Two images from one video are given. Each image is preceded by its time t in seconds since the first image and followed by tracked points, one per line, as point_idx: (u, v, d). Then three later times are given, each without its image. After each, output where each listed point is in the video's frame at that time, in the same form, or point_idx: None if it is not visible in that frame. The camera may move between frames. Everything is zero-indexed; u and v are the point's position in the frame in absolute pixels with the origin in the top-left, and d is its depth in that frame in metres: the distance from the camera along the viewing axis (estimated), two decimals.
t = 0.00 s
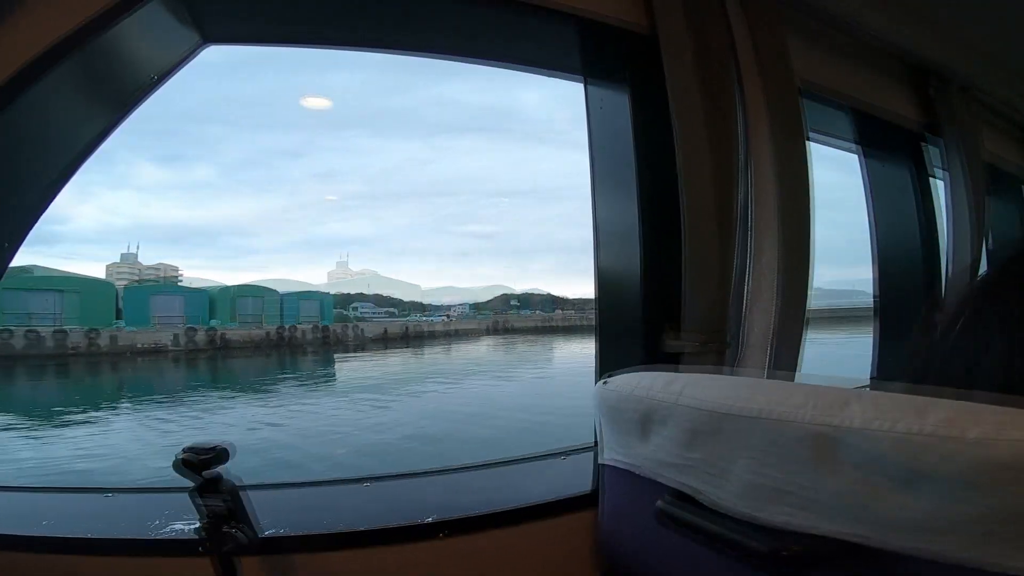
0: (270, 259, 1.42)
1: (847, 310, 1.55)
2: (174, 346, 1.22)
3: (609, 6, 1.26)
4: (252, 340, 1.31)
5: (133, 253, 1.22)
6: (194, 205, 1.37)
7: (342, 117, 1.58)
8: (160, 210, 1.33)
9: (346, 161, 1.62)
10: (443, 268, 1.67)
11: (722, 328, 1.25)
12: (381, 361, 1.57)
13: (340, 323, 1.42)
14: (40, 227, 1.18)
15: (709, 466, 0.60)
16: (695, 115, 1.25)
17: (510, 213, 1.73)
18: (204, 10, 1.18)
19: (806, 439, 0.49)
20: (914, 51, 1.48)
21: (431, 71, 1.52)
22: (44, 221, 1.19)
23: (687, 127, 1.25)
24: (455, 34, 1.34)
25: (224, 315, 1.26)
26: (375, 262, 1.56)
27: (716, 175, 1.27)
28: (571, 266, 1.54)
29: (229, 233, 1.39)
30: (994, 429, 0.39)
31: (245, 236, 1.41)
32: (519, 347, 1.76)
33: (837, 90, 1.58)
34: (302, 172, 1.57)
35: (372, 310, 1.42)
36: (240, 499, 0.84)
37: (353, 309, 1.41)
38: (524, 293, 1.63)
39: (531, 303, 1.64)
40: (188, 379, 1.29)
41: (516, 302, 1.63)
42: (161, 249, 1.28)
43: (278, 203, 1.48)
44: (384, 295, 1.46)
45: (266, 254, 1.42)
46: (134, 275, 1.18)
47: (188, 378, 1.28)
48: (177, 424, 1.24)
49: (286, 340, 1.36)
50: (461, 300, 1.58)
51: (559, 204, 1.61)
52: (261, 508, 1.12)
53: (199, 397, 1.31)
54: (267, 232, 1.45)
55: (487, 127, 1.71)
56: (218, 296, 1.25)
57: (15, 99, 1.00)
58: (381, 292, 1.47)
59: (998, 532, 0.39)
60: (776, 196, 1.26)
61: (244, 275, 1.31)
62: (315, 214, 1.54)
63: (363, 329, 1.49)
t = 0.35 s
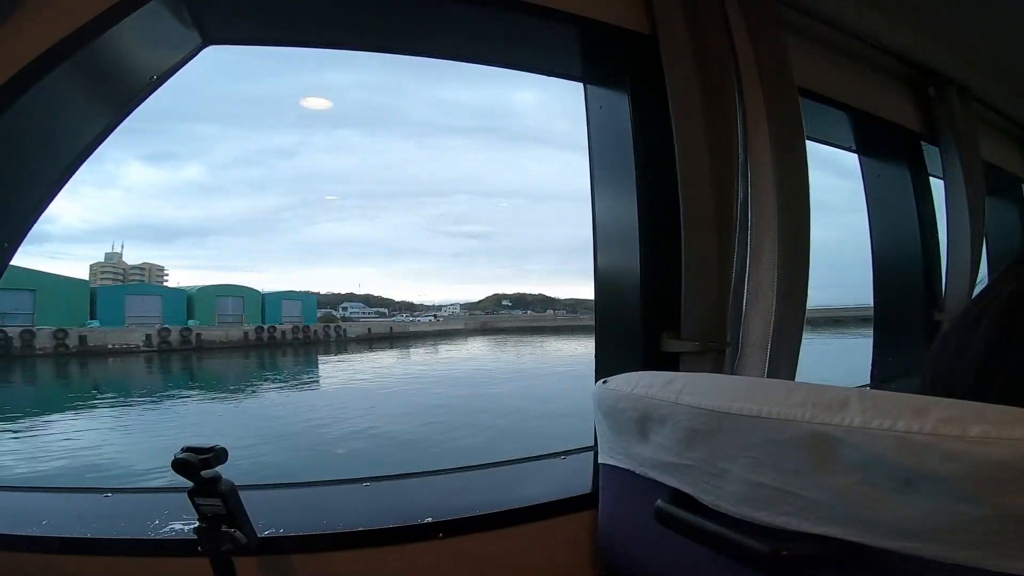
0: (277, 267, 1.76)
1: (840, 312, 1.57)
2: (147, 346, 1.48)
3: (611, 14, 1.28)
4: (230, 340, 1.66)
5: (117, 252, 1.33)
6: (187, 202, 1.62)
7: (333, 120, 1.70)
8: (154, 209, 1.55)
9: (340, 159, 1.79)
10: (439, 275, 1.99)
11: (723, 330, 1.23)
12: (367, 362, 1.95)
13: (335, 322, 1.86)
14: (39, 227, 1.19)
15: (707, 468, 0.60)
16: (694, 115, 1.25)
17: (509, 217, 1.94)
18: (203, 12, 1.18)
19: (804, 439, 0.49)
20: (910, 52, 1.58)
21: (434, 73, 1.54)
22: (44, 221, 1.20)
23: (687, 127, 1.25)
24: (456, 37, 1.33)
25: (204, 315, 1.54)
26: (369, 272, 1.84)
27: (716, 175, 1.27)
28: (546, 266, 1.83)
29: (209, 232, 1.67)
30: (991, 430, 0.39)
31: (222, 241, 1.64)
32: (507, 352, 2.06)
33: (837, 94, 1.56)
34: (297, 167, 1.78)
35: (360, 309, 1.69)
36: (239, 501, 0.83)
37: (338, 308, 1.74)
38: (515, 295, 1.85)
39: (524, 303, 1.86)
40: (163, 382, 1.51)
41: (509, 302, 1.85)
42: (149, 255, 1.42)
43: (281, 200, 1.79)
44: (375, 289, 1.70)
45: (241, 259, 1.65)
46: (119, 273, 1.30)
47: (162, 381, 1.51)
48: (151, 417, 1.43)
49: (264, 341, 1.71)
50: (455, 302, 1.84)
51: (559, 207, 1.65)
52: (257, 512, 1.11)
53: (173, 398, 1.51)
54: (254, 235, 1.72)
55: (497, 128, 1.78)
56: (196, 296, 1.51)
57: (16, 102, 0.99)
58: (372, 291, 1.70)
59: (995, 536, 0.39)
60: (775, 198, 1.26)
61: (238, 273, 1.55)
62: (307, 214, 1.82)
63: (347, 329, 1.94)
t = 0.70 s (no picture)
0: (264, 266, 1.74)
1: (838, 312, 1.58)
2: (119, 347, 1.41)
3: (610, 12, 1.28)
4: (207, 341, 1.60)
5: (101, 253, 1.34)
6: (178, 204, 1.66)
7: (331, 121, 1.71)
8: (140, 209, 1.55)
9: (337, 161, 1.84)
10: (435, 272, 2.07)
11: (723, 331, 1.23)
12: (355, 360, 1.90)
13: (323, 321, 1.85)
14: (40, 228, 1.18)
15: (709, 469, 0.61)
16: (694, 115, 1.25)
17: (501, 220, 2.05)
18: (203, 12, 1.18)
19: (806, 441, 0.49)
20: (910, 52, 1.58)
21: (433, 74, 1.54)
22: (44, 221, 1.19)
23: (687, 127, 1.25)
24: (455, 37, 1.33)
25: (182, 316, 1.53)
26: (366, 275, 1.82)
27: (716, 176, 1.27)
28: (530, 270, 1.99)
29: (204, 230, 1.70)
30: (994, 432, 0.39)
31: (218, 241, 1.68)
32: (501, 350, 2.18)
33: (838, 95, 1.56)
34: (284, 169, 1.82)
35: (350, 310, 1.69)
36: (241, 502, 0.83)
37: (324, 309, 1.75)
38: (505, 295, 1.94)
39: (514, 303, 1.95)
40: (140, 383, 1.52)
41: (500, 302, 1.94)
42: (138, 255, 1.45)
43: (265, 203, 1.82)
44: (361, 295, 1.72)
45: (236, 260, 1.69)
46: (103, 274, 1.29)
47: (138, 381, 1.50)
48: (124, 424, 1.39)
49: (243, 343, 1.69)
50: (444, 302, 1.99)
51: (560, 208, 1.67)
52: (258, 513, 1.12)
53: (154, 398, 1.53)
54: (249, 237, 1.74)
55: (486, 126, 1.83)
56: (174, 296, 1.51)
57: (16, 103, 0.99)
58: (360, 292, 1.70)
59: (998, 537, 0.39)
60: (775, 198, 1.26)
61: (229, 271, 1.62)
62: (296, 212, 1.85)
63: (329, 330, 1.92)
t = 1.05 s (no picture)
0: (256, 269, 1.42)
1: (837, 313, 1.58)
2: (89, 348, 1.18)
3: (609, 12, 1.29)
4: (181, 342, 1.30)
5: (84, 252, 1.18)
6: (167, 203, 1.36)
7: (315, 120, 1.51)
8: (124, 209, 1.28)
9: (330, 159, 1.54)
10: (420, 267, 1.68)
11: (723, 331, 1.23)
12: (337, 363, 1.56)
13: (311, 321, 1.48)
14: (41, 228, 1.18)
15: (708, 469, 0.61)
16: (694, 115, 1.25)
17: (491, 215, 1.72)
18: (203, 12, 1.18)
19: (806, 441, 0.49)
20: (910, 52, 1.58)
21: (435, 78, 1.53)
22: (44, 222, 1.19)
23: (687, 127, 1.25)
24: (455, 37, 1.34)
25: (158, 316, 1.26)
26: (361, 276, 1.56)
27: (716, 176, 1.27)
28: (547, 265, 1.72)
29: (192, 230, 1.41)
30: (993, 431, 0.39)
31: (207, 241, 1.42)
32: (490, 348, 1.84)
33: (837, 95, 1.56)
34: (278, 168, 1.50)
35: (339, 311, 1.49)
36: (241, 501, 0.83)
37: (307, 310, 1.46)
38: (498, 295, 1.70)
39: (507, 304, 1.72)
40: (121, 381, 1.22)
41: (491, 303, 1.70)
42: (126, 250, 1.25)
43: (260, 200, 1.49)
44: (352, 288, 1.50)
45: (227, 257, 1.43)
46: (85, 273, 1.16)
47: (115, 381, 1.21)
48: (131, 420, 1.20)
49: (220, 343, 1.36)
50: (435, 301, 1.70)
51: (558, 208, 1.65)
52: (263, 512, 1.13)
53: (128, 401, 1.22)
54: (237, 236, 1.45)
55: (477, 128, 1.65)
56: (150, 296, 1.25)
57: (16, 104, 0.99)
58: (354, 292, 1.50)
59: (994, 537, 0.39)
60: (776, 198, 1.26)
61: (218, 276, 1.36)
62: (288, 212, 1.52)
63: (311, 330, 1.52)
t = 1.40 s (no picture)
0: (246, 268, 1.39)
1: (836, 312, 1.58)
2: (57, 349, 1.11)
3: (609, 13, 1.29)
4: (155, 342, 1.26)
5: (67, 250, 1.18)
6: (155, 203, 1.32)
7: (304, 119, 1.47)
8: (117, 209, 1.28)
9: (314, 159, 1.48)
10: (402, 272, 1.59)
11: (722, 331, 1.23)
12: (313, 366, 1.46)
13: (299, 323, 1.46)
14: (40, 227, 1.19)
15: (707, 468, 0.61)
16: (693, 115, 1.25)
17: (484, 216, 1.65)
18: (203, 11, 1.18)
19: (805, 439, 0.49)
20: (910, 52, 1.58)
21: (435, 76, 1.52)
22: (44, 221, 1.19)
23: (686, 127, 1.25)
24: (456, 37, 1.34)
25: (134, 316, 1.23)
26: (354, 277, 1.52)
27: (716, 176, 1.27)
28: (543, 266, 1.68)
29: (181, 231, 1.35)
30: (989, 429, 0.40)
31: (199, 241, 1.37)
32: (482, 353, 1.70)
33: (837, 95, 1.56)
34: (272, 169, 1.44)
35: (329, 311, 1.46)
36: (241, 501, 0.83)
37: (297, 310, 1.43)
38: (489, 295, 1.65)
39: (497, 304, 1.67)
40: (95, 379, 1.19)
41: (482, 303, 1.65)
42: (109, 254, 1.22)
43: (247, 200, 1.42)
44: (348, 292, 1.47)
45: (216, 258, 1.38)
46: (68, 273, 1.16)
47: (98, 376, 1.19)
48: (107, 423, 1.19)
49: (195, 344, 1.32)
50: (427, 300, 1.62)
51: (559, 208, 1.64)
52: (263, 512, 1.13)
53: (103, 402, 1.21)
54: (228, 236, 1.39)
55: (475, 128, 1.60)
56: (126, 296, 1.22)
57: (16, 104, 1.00)
58: (344, 292, 1.46)
59: (993, 535, 0.39)
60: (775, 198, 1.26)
61: (205, 275, 1.34)
62: (278, 212, 1.46)
63: (291, 330, 1.46)
